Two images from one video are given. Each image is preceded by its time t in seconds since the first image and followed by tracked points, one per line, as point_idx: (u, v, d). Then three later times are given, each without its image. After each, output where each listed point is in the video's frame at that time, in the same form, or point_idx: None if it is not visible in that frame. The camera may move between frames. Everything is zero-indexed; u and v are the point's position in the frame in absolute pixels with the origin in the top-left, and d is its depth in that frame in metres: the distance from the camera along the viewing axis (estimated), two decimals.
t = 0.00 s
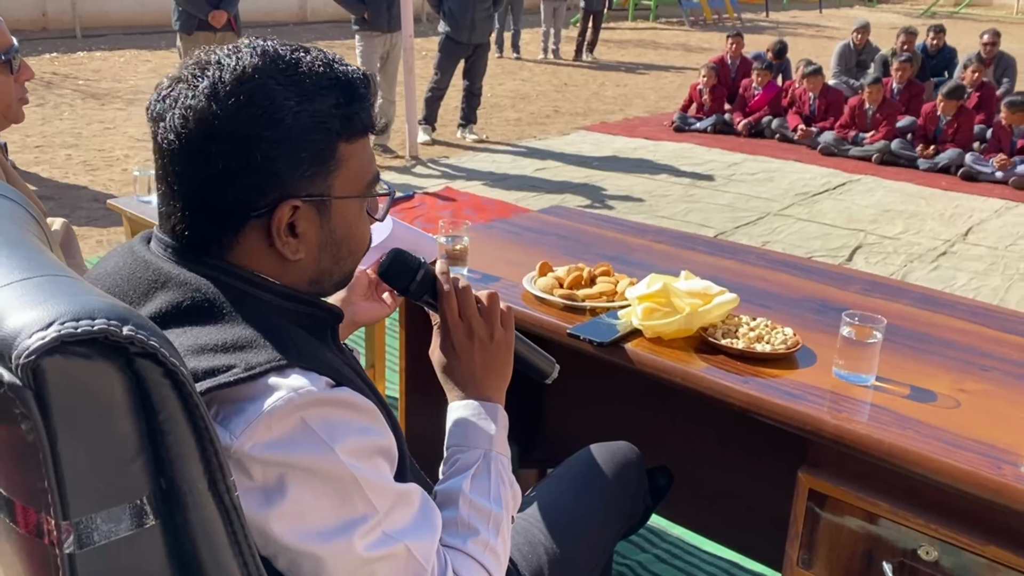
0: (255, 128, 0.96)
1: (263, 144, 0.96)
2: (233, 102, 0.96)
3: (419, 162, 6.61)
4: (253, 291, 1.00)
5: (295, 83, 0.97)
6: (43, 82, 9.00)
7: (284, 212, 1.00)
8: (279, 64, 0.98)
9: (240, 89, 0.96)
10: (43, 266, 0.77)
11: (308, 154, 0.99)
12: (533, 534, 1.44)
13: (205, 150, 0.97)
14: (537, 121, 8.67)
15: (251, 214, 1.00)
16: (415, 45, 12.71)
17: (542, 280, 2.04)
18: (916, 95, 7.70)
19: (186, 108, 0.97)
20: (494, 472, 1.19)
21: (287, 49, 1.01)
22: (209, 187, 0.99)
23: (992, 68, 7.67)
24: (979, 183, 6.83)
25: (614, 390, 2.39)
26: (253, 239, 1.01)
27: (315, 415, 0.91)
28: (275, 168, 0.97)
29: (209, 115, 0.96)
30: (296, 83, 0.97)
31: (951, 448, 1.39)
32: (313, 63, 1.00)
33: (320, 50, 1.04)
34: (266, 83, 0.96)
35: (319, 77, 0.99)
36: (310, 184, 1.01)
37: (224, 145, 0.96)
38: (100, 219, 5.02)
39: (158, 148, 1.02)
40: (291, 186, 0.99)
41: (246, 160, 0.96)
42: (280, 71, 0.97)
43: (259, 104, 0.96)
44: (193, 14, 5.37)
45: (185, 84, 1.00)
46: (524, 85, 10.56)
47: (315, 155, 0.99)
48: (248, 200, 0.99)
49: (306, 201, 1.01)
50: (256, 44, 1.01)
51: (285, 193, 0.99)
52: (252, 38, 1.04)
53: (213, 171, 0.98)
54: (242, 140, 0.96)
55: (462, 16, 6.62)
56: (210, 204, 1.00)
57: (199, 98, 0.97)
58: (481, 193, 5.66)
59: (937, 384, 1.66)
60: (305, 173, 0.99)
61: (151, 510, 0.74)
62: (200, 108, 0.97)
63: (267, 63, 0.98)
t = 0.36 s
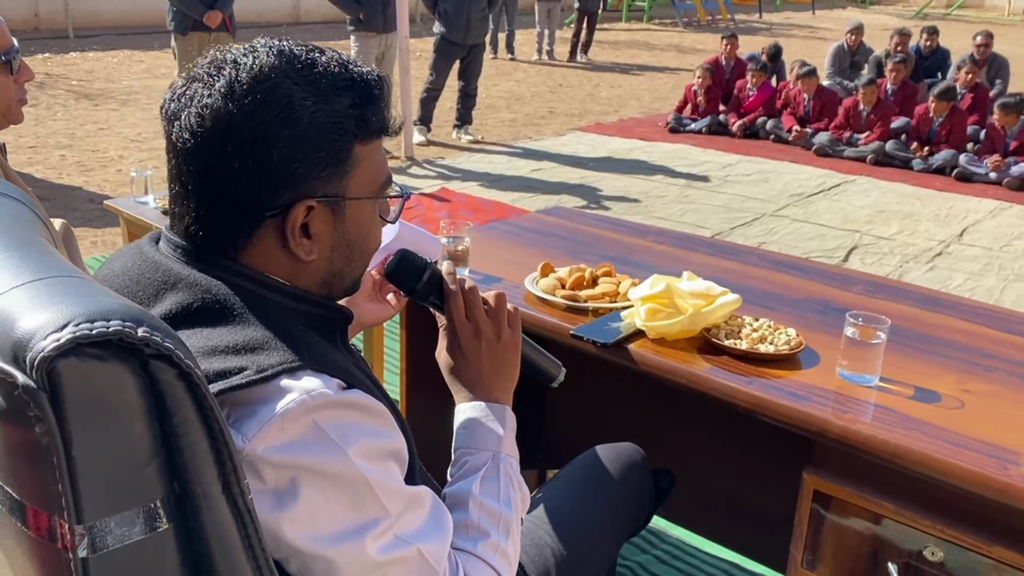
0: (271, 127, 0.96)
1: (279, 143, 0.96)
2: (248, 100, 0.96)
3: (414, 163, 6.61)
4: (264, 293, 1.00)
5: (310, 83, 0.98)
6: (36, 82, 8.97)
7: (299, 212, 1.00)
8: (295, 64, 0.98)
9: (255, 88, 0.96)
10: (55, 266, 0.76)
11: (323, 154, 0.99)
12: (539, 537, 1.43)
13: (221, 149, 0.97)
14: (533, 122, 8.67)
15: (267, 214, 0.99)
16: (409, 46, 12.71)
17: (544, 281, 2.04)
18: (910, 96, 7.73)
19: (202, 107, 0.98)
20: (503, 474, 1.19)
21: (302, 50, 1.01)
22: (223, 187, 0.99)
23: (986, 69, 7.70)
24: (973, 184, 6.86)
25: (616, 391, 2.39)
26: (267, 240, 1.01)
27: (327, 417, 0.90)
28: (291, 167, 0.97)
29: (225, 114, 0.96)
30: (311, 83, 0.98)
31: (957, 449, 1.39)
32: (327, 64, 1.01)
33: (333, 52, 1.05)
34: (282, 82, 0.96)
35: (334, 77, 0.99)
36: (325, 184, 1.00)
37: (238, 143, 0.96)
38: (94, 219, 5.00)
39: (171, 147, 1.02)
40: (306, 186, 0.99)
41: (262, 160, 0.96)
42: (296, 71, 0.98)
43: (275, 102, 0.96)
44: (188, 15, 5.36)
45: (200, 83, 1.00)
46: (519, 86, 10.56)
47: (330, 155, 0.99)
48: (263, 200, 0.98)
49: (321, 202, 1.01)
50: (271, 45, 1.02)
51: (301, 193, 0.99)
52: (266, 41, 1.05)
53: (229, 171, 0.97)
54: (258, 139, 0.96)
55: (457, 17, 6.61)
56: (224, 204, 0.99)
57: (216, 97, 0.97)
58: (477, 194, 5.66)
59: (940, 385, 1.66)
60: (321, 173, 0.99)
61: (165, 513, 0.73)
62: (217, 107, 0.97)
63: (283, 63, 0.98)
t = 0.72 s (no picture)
0: (256, 124, 0.96)
1: (264, 141, 0.96)
2: (233, 97, 0.96)
3: (408, 164, 6.61)
4: (249, 292, 1.00)
5: (294, 81, 0.98)
6: (28, 83, 8.94)
7: (285, 210, 1.00)
8: (279, 63, 0.98)
9: (240, 86, 0.96)
10: (36, 266, 0.76)
11: (308, 152, 0.99)
12: (527, 536, 1.43)
13: (205, 148, 0.97)
14: (526, 123, 8.68)
15: (252, 212, 0.99)
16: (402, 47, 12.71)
17: (534, 281, 2.04)
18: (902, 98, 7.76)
19: (186, 106, 0.97)
20: (488, 473, 1.19)
21: (286, 50, 1.01)
22: (208, 186, 0.98)
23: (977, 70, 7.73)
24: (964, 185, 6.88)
25: (607, 390, 2.39)
26: (253, 239, 1.01)
27: (310, 418, 0.90)
28: (276, 164, 0.97)
29: (209, 112, 0.96)
30: (296, 82, 0.98)
31: (945, 448, 1.40)
32: (311, 62, 1.01)
33: (317, 52, 1.05)
34: (267, 81, 0.96)
35: (318, 76, 0.99)
36: (311, 182, 1.00)
37: (224, 141, 0.96)
38: (86, 220, 4.99)
39: (155, 147, 1.01)
40: (293, 185, 0.99)
41: (247, 158, 0.96)
42: (281, 70, 0.98)
43: (260, 100, 0.96)
44: (181, 15, 5.34)
45: (183, 83, 1.00)
46: (513, 87, 10.57)
47: (315, 153, 0.99)
48: (249, 198, 0.98)
49: (306, 200, 1.01)
50: (255, 44, 1.02)
51: (287, 191, 0.99)
52: (250, 41, 1.05)
53: (215, 170, 0.97)
54: (243, 136, 0.96)
55: (450, 18, 6.61)
56: (211, 204, 0.99)
57: (200, 95, 0.97)
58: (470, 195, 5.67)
59: (929, 384, 1.66)
60: (306, 171, 0.99)
61: (147, 513, 0.73)
62: (202, 105, 0.96)
63: (266, 62, 0.98)
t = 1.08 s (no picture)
0: (221, 118, 0.97)
1: (228, 137, 0.98)
2: (200, 91, 0.97)
3: (398, 165, 6.61)
4: (205, 287, 1.01)
5: (262, 79, 0.99)
6: (19, 83, 8.92)
7: (247, 206, 1.01)
8: (248, 61, 1.00)
9: (208, 80, 0.97)
10: None
11: (272, 149, 1.00)
12: (490, 531, 1.45)
13: (171, 140, 0.98)
14: (517, 124, 8.70)
15: (214, 207, 1.00)
16: (395, 48, 12.72)
17: (508, 280, 2.05)
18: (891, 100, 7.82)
19: (153, 99, 0.98)
20: (442, 467, 1.20)
21: (255, 49, 1.03)
22: (171, 178, 0.99)
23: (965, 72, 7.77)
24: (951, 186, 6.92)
25: (584, 390, 2.40)
26: (215, 234, 1.02)
27: (260, 411, 0.91)
28: (239, 159, 0.98)
29: (176, 105, 0.97)
30: (263, 80, 0.99)
31: (906, 445, 1.42)
32: (279, 63, 1.02)
33: (286, 53, 1.07)
34: (234, 77, 0.98)
35: (285, 75, 1.01)
36: (274, 178, 1.02)
37: (189, 134, 0.97)
38: (74, 220, 4.98)
39: (121, 139, 1.02)
40: (256, 180, 1.00)
41: (212, 151, 0.97)
42: (248, 67, 0.99)
43: (227, 95, 0.97)
44: (171, 16, 5.34)
45: (151, 76, 1.01)
46: (505, 88, 10.58)
47: (279, 149, 1.01)
48: (211, 192, 0.99)
49: (268, 196, 1.02)
50: (225, 42, 1.04)
51: (250, 187, 1.01)
52: (220, 39, 1.07)
53: (179, 162, 0.98)
54: (209, 129, 0.97)
55: (441, 19, 6.62)
56: (173, 197, 1.00)
57: (168, 88, 0.98)
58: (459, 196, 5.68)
59: (895, 382, 1.68)
60: (269, 167, 1.01)
61: (91, 503, 0.74)
62: (169, 98, 0.98)
63: (235, 59, 1.00)
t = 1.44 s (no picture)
0: (197, 117, 0.97)
1: (205, 135, 0.98)
2: (176, 90, 0.97)
3: (394, 165, 6.62)
4: (184, 285, 1.01)
5: (238, 77, 1.00)
6: (15, 83, 8.91)
7: (225, 204, 1.01)
8: (224, 60, 1.00)
9: (183, 79, 0.98)
10: None
11: (249, 147, 1.01)
12: (473, 528, 1.46)
13: (147, 139, 0.98)
14: (513, 125, 8.71)
15: (191, 205, 1.01)
16: (392, 49, 12.72)
17: (496, 280, 2.06)
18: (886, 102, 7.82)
19: (129, 98, 0.99)
20: (421, 464, 1.21)
21: (231, 47, 1.03)
22: (147, 177, 1.00)
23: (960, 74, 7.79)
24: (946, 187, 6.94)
25: (572, 389, 2.41)
26: (193, 232, 1.03)
27: (236, 408, 0.92)
28: (216, 157, 0.99)
29: (152, 104, 0.98)
30: (239, 77, 1.00)
31: (889, 443, 1.42)
32: (255, 61, 1.03)
33: (263, 51, 1.07)
34: (210, 75, 0.98)
35: (262, 73, 1.02)
36: (252, 175, 1.02)
37: (165, 133, 0.98)
38: (69, 221, 4.98)
39: (98, 139, 1.02)
40: (233, 178, 1.01)
41: (189, 151, 0.98)
42: (224, 66, 1.00)
43: (202, 92, 0.97)
44: (168, 16, 5.33)
45: (128, 75, 1.02)
46: (502, 89, 10.59)
47: (256, 147, 1.01)
48: (189, 191, 1.00)
49: (246, 194, 1.03)
50: (201, 41, 1.04)
51: (227, 184, 1.01)
52: (197, 38, 1.07)
53: (155, 161, 0.99)
54: (185, 128, 0.97)
55: (438, 20, 6.62)
56: (150, 197, 1.01)
57: (143, 86, 0.98)
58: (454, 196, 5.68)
59: (879, 381, 1.69)
60: (247, 165, 1.01)
61: (64, 500, 0.75)
62: (145, 97, 0.98)
63: (211, 57, 1.00)
